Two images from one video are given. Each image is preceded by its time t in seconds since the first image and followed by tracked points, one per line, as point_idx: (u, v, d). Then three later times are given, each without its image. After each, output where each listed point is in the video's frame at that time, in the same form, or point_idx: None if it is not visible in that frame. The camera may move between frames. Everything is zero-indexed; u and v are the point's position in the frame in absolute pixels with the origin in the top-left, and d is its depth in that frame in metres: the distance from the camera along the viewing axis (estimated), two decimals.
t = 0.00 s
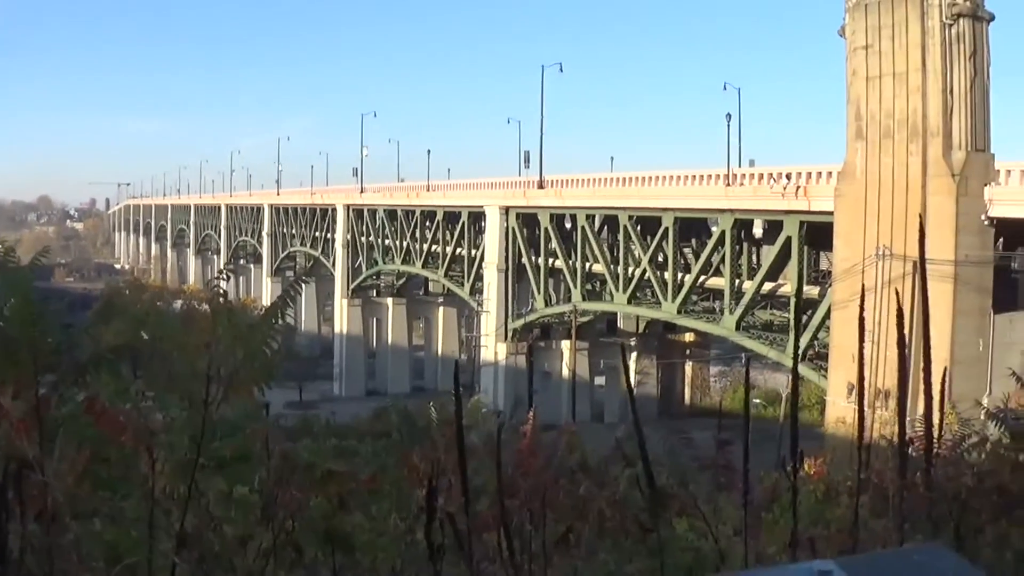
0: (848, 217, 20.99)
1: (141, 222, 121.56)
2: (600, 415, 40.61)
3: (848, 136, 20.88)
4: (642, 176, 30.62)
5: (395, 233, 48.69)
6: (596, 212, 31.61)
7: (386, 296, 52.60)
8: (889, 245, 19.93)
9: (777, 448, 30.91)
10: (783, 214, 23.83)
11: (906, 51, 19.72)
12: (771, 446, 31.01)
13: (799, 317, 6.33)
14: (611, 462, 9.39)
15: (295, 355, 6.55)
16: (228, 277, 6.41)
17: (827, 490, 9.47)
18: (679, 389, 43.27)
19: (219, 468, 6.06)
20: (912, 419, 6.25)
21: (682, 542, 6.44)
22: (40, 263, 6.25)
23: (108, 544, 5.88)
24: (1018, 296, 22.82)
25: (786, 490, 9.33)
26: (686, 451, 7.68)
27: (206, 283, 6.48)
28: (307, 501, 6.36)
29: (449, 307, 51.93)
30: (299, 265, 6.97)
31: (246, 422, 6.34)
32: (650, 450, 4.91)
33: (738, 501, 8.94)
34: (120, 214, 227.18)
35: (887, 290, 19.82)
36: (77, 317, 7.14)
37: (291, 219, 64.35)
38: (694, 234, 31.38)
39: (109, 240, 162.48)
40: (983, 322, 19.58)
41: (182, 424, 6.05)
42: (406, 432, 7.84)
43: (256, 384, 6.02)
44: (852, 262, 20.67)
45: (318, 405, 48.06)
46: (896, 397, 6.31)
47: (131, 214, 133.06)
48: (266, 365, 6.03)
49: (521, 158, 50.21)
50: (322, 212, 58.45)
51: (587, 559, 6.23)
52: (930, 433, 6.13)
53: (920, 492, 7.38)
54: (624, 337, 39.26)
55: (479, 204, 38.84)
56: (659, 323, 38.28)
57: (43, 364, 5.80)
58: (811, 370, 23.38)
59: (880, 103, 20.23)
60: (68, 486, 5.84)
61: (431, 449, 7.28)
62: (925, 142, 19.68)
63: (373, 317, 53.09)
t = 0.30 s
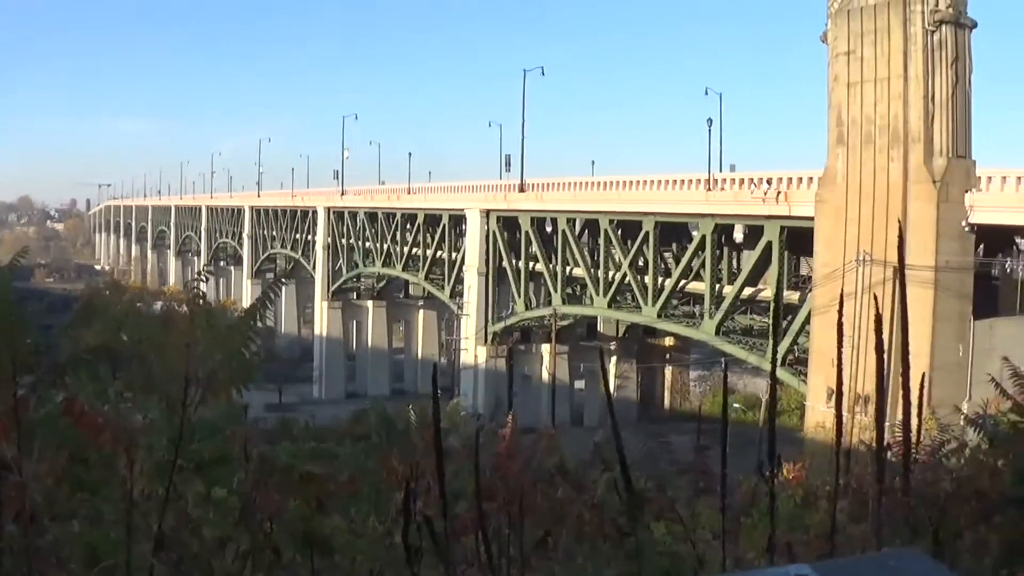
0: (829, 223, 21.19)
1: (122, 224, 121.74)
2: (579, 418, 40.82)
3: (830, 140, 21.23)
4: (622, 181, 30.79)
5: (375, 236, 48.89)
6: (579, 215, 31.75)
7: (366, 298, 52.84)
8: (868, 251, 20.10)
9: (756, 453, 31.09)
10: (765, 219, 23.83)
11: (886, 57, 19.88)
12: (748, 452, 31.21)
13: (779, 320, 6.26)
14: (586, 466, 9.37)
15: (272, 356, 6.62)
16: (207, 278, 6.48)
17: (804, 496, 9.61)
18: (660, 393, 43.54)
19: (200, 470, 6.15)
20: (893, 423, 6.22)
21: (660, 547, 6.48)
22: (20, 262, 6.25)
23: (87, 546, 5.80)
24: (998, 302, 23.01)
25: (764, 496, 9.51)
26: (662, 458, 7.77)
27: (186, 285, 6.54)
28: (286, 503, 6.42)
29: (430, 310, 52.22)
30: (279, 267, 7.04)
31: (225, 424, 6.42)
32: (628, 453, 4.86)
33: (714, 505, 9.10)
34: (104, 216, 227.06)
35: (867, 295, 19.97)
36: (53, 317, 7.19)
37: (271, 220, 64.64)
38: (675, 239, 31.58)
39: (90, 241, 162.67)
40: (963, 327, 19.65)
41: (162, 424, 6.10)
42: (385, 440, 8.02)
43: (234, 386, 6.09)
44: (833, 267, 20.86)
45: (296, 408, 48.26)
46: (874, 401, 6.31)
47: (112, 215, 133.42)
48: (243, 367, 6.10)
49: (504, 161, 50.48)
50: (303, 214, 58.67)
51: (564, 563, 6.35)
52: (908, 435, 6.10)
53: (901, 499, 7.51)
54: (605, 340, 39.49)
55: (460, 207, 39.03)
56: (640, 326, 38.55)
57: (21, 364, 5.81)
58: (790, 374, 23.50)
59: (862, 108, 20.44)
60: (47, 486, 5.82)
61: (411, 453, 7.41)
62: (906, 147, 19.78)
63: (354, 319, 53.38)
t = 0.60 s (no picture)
0: (810, 225, 21.31)
1: (102, 222, 120.92)
2: (560, 419, 40.88)
3: (810, 143, 21.36)
4: (603, 182, 30.87)
5: (356, 235, 48.80)
6: (560, 216, 31.82)
7: (347, 298, 52.74)
8: (849, 254, 20.19)
9: (736, 455, 31.22)
10: (745, 220, 24.00)
11: (868, 60, 20.06)
12: (728, 453, 31.34)
13: (758, 322, 6.32)
14: (567, 467, 9.36)
15: (250, 355, 6.63)
16: (186, 277, 6.47)
17: (784, 498, 9.69)
18: (640, 394, 43.65)
19: (179, 469, 6.19)
20: (871, 425, 6.26)
21: (639, 547, 6.50)
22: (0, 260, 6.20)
23: (67, 544, 5.76)
24: (978, 306, 23.18)
25: (743, 497, 9.58)
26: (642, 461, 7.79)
27: (165, 283, 6.54)
28: (265, 501, 6.42)
29: (411, 310, 52.15)
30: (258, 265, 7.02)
31: (203, 424, 6.44)
32: (606, 453, 4.92)
33: (694, 506, 9.14)
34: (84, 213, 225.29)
35: (848, 298, 20.10)
36: (32, 316, 7.17)
37: (252, 219, 64.39)
38: (656, 240, 31.68)
39: (70, 239, 161.51)
40: (943, 330, 19.83)
41: (142, 423, 6.11)
42: (364, 441, 8.03)
43: (212, 385, 6.09)
44: (814, 269, 20.98)
45: (276, 408, 48.10)
46: (852, 405, 6.37)
47: (92, 213, 132.56)
48: (222, 365, 6.11)
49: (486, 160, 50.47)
50: (283, 213, 58.47)
51: (543, 563, 6.38)
52: (888, 437, 6.13)
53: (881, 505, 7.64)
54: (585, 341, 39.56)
55: (441, 207, 39.05)
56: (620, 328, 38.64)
57: None
58: (770, 375, 23.62)
59: (844, 111, 20.63)
60: (26, 485, 5.79)
61: (390, 455, 7.43)
62: (887, 150, 19.93)
63: (335, 319, 53.26)
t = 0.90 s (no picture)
0: (790, 225, 21.42)
1: (81, 221, 119.89)
2: (539, 418, 40.90)
3: (790, 143, 21.48)
4: (582, 181, 30.90)
5: (335, 234, 48.62)
6: (540, 216, 31.84)
7: (326, 297, 52.55)
8: (828, 253, 20.30)
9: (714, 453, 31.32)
10: (725, 220, 24.11)
11: (848, 60, 20.19)
12: (707, 451, 31.45)
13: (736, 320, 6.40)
14: (547, 466, 9.39)
15: (228, 355, 6.63)
16: (163, 276, 6.46)
17: (764, 495, 9.77)
18: (620, 393, 43.73)
19: (158, 469, 6.18)
20: (847, 424, 6.34)
21: (617, 545, 6.55)
22: None
23: (45, 544, 5.73)
24: (956, 305, 23.37)
25: (722, 495, 9.66)
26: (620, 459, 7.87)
27: (143, 282, 6.51)
28: (243, 501, 6.44)
29: (390, 309, 52.00)
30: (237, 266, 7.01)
31: (182, 423, 6.45)
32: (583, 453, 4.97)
33: (672, 504, 9.20)
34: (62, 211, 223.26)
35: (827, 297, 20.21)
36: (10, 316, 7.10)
37: (231, 219, 64.01)
38: (635, 239, 31.75)
39: (49, 238, 160.08)
40: (922, 329, 19.98)
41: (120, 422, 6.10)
42: (343, 440, 8.05)
43: (189, 384, 6.10)
44: (793, 269, 21.09)
45: (255, 407, 47.86)
46: (831, 405, 6.44)
47: (69, 212, 131.45)
48: (199, 364, 6.12)
49: (465, 159, 50.36)
50: (262, 212, 58.16)
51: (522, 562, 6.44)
52: (865, 437, 6.21)
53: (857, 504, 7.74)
54: (565, 340, 39.60)
55: (421, 206, 38.98)
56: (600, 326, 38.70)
57: None
58: (748, 374, 23.71)
59: (824, 110, 20.76)
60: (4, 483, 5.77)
61: (368, 454, 7.46)
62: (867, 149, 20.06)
63: (314, 318, 53.05)
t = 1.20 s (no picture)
0: (767, 224, 21.56)
1: (58, 220, 118.80)
2: (516, 417, 40.91)
3: (768, 142, 21.66)
4: (560, 180, 30.93)
5: (313, 233, 48.41)
6: (517, 215, 31.84)
7: (303, 296, 52.33)
8: (805, 252, 20.43)
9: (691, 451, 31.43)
10: (702, 219, 24.18)
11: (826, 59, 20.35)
12: (684, 450, 31.54)
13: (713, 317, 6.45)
14: (525, 465, 9.40)
15: (204, 353, 6.61)
16: (138, 275, 6.43)
17: (742, 494, 9.82)
18: (597, 392, 43.79)
19: (135, 470, 6.17)
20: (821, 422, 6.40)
21: (593, 544, 6.60)
22: None
23: (21, 544, 5.66)
24: (933, 304, 23.54)
25: (699, 494, 9.72)
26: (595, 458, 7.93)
27: (120, 280, 6.46)
28: (220, 500, 6.45)
29: (368, 308, 51.83)
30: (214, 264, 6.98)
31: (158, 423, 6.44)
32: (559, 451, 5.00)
33: (649, 502, 9.26)
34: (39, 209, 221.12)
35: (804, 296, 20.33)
36: None
37: (208, 217, 63.58)
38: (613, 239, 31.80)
39: (26, 236, 158.64)
40: (899, 328, 20.12)
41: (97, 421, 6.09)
42: (320, 439, 8.04)
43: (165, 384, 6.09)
44: (770, 268, 21.22)
45: (231, 407, 47.59)
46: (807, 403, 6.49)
47: (46, 211, 130.19)
48: (175, 363, 6.10)
49: (443, 158, 50.23)
50: (240, 211, 57.82)
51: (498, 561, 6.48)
52: (839, 434, 6.31)
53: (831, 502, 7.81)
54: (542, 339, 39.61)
55: (398, 205, 38.88)
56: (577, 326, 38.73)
57: None
58: (726, 372, 23.79)
59: (802, 109, 20.92)
60: None
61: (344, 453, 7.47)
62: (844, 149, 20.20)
63: (292, 317, 52.83)
